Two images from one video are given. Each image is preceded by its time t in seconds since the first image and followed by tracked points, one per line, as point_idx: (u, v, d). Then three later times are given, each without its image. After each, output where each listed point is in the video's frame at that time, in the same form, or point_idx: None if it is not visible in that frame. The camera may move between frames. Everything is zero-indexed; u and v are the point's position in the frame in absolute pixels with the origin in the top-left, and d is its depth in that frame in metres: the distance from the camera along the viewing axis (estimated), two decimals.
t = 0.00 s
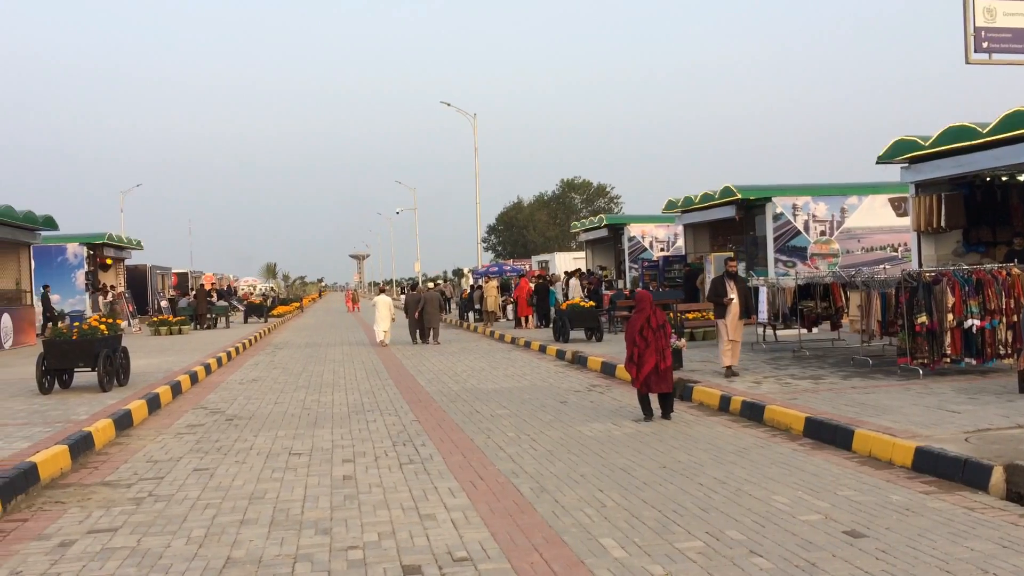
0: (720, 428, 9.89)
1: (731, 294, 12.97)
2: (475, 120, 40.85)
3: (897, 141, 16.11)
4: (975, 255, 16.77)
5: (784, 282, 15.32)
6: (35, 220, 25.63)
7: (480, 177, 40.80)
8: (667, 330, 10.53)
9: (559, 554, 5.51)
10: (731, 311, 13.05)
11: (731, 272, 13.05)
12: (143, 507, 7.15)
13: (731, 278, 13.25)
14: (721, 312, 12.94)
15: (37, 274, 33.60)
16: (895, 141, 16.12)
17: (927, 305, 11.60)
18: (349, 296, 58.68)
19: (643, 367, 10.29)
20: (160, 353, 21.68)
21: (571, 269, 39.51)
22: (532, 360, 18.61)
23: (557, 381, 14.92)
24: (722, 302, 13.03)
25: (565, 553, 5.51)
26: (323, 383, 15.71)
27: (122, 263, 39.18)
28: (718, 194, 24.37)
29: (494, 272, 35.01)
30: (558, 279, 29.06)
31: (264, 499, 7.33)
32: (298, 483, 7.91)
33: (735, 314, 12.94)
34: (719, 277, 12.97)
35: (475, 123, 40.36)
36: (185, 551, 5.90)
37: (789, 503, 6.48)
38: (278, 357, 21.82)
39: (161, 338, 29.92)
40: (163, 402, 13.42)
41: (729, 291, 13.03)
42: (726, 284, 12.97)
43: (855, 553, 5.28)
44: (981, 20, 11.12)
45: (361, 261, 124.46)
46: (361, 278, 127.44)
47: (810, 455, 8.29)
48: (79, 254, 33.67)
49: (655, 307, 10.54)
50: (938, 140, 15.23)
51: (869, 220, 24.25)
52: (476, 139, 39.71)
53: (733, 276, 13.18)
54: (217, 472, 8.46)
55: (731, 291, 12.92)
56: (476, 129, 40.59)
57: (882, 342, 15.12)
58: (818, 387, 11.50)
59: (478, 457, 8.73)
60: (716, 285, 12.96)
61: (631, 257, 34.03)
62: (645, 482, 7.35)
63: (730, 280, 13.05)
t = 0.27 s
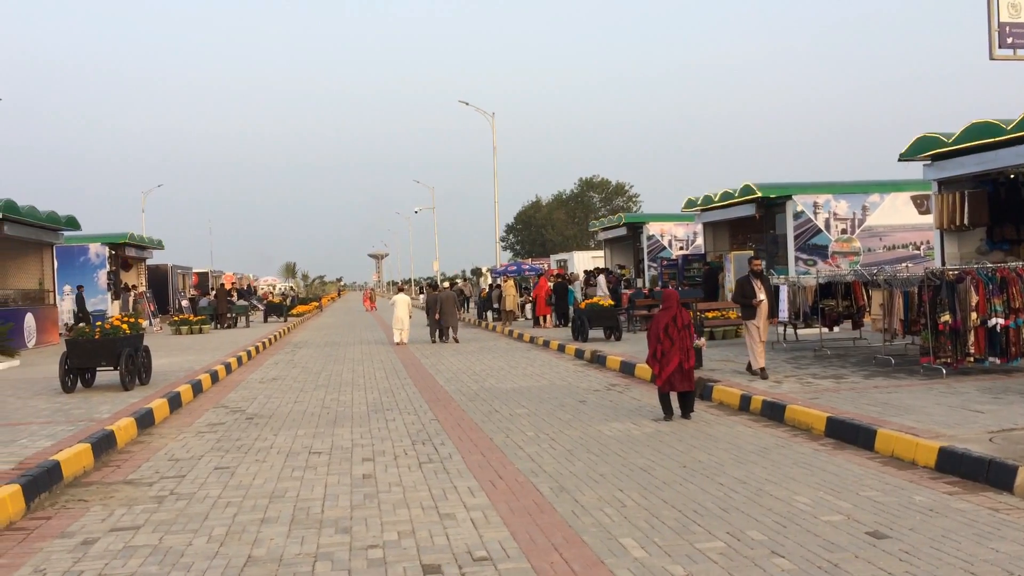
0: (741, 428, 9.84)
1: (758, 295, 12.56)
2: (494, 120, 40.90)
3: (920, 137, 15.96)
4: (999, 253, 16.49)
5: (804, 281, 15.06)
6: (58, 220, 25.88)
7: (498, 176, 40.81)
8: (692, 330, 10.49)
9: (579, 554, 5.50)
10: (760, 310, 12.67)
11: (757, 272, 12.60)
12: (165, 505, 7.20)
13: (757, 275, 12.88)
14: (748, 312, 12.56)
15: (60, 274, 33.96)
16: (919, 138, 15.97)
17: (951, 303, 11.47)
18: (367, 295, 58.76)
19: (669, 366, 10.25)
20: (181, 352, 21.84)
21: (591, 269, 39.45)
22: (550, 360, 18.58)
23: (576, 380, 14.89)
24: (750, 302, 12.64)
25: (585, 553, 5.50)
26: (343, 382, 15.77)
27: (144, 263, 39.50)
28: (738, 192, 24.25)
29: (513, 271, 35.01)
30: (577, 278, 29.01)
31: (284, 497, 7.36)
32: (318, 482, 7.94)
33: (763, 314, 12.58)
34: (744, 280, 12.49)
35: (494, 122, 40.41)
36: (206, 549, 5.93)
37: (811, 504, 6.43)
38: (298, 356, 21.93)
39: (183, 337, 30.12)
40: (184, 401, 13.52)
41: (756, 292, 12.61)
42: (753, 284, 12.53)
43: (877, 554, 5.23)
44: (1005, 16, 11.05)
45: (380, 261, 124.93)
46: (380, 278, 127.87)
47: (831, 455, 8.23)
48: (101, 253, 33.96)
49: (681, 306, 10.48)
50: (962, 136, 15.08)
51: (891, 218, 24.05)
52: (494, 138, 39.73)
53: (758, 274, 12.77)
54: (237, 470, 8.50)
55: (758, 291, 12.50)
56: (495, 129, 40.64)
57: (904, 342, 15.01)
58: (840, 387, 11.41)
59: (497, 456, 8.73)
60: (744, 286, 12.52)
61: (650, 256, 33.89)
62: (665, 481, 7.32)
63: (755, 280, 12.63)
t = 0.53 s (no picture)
0: (764, 431, 9.78)
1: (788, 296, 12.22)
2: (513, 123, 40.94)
3: (943, 138, 15.80)
4: None
5: (828, 282, 14.94)
6: (84, 224, 26.17)
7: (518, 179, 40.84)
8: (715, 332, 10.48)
9: (602, 556, 5.49)
10: (790, 311, 12.38)
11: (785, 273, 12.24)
12: (190, 507, 7.26)
13: (783, 274, 12.57)
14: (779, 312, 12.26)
15: (85, 278, 34.34)
16: (942, 138, 15.81)
17: (977, 305, 11.36)
18: (388, 298, 58.97)
19: (694, 367, 10.20)
20: (204, 355, 22.03)
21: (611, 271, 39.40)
22: (571, 362, 18.57)
23: (598, 382, 14.87)
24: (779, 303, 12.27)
25: (608, 556, 5.48)
26: (365, 384, 15.83)
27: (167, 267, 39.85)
28: (759, 194, 24.13)
29: (533, 274, 35.02)
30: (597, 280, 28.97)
31: (307, 499, 7.40)
32: (341, 484, 7.97)
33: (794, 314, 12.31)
34: (773, 280, 12.07)
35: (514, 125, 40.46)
36: (231, 551, 5.97)
37: (836, 507, 6.38)
38: (320, 359, 22.04)
39: (206, 340, 30.36)
40: (208, 403, 13.62)
41: (785, 292, 12.28)
42: (783, 285, 12.15)
43: (903, 558, 5.19)
44: None
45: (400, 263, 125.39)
46: (401, 280, 128.49)
47: (856, 458, 8.17)
48: (125, 257, 34.31)
49: (706, 308, 10.45)
50: (986, 137, 14.92)
51: (915, 218, 23.86)
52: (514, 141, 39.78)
53: (786, 275, 12.44)
54: (261, 472, 8.56)
55: (789, 292, 12.17)
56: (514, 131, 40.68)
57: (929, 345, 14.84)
58: (864, 389, 11.32)
59: (519, 458, 8.74)
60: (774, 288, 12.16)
61: (670, 258, 33.78)
62: (688, 484, 7.30)
63: (785, 281, 12.27)
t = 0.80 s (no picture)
0: (791, 431, 9.71)
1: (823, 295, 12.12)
2: (537, 123, 40.89)
3: (973, 134, 15.58)
4: None
5: (854, 281, 14.76)
6: (111, 225, 26.46)
7: (540, 178, 40.78)
8: (741, 331, 10.41)
9: (628, 556, 5.47)
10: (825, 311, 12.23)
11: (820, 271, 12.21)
12: (218, 504, 7.32)
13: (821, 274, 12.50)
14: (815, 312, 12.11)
15: (113, 278, 34.73)
16: (971, 135, 15.60)
17: (1007, 303, 11.22)
18: (411, 298, 59.13)
19: (721, 365, 10.12)
20: (230, 354, 22.20)
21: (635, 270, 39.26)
22: (595, 362, 18.52)
23: (622, 382, 14.83)
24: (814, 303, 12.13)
25: (635, 556, 5.46)
26: (389, 383, 15.88)
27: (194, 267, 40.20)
28: (785, 192, 23.94)
29: (556, 273, 34.97)
30: (621, 280, 28.88)
31: (333, 498, 7.44)
32: (366, 482, 8.01)
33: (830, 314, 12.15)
34: (807, 278, 12.01)
35: (537, 125, 40.36)
36: (258, 549, 6.01)
37: (865, 508, 6.31)
38: (345, 358, 22.15)
39: (232, 339, 30.60)
40: (235, 402, 13.73)
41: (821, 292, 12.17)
42: (817, 283, 12.11)
43: (933, 559, 5.12)
44: None
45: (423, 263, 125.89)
46: (424, 280, 129.08)
47: (885, 458, 8.09)
48: (153, 258, 34.66)
49: (731, 307, 10.40)
50: (1017, 133, 14.69)
51: (943, 216, 23.57)
52: (537, 140, 39.72)
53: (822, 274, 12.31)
54: (287, 470, 8.62)
55: (824, 291, 12.08)
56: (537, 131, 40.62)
57: (958, 343, 14.67)
58: (893, 389, 11.20)
59: (544, 457, 8.74)
60: (809, 287, 12.07)
61: (695, 257, 33.60)
62: (714, 484, 7.25)
63: (821, 280, 12.21)
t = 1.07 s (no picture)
0: (821, 429, 9.62)
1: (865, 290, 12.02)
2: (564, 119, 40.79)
3: (1009, 129, 15.31)
4: None
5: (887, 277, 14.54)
6: (143, 221, 26.76)
7: (568, 175, 40.68)
8: (771, 329, 10.34)
9: (657, 553, 5.45)
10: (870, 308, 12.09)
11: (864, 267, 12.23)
12: (248, 498, 7.38)
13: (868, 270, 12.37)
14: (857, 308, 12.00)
15: (144, 274, 35.15)
16: (1007, 130, 15.34)
17: None
18: (438, 294, 59.23)
19: (751, 362, 10.05)
20: (260, 349, 22.39)
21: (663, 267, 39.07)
22: (623, 359, 18.46)
23: (650, 379, 14.77)
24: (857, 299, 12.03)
25: (664, 553, 5.44)
26: (417, 379, 15.94)
27: (224, 263, 40.58)
28: (815, 188, 23.68)
29: (584, 270, 34.89)
30: (649, 276, 28.75)
31: (362, 492, 7.48)
32: (395, 477, 8.04)
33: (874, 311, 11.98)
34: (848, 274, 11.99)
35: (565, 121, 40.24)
36: (289, 542, 6.06)
37: (897, 507, 6.24)
38: (373, 354, 22.25)
39: (261, 335, 30.85)
40: (264, 397, 13.84)
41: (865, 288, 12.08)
42: (860, 279, 12.08)
43: (967, 559, 5.06)
44: None
45: (450, 260, 126.23)
46: (451, 276, 129.43)
47: (917, 457, 7.99)
48: (184, 253, 35.03)
49: (760, 304, 10.33)
50: None
51: (977, 213, 23.22)
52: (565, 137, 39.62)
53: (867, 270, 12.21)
54: (316, 465, 8.68)
55: (866, 287, 11.98)
56: (565, 127, 40.53)
57: (992, 342, 14.44)
58: (926, 387, 11.06)
59: (572, 454, 8.73)
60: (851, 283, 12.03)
61: (723, 253, 33.34)
62: (744, 482, 7.21)
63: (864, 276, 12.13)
